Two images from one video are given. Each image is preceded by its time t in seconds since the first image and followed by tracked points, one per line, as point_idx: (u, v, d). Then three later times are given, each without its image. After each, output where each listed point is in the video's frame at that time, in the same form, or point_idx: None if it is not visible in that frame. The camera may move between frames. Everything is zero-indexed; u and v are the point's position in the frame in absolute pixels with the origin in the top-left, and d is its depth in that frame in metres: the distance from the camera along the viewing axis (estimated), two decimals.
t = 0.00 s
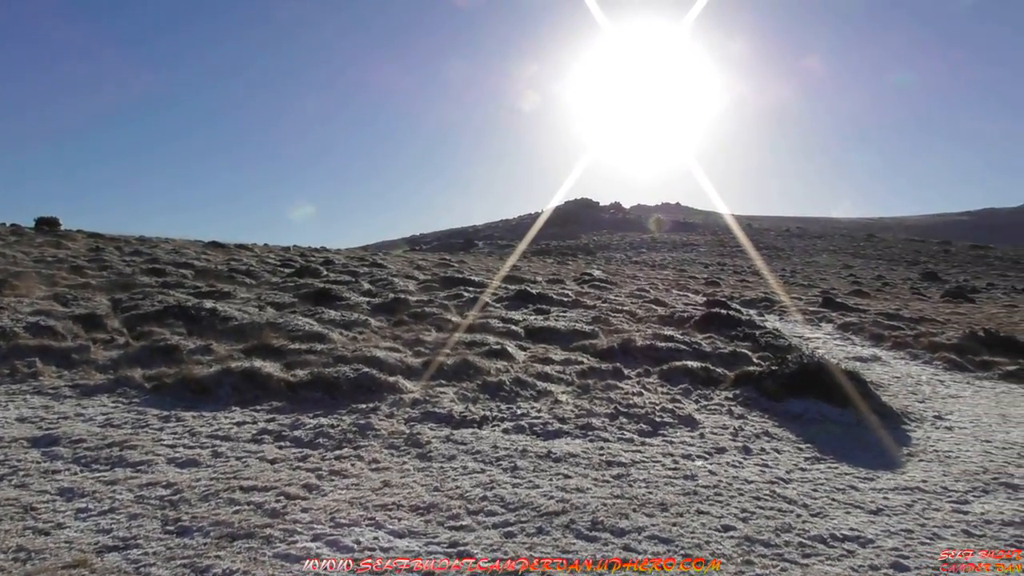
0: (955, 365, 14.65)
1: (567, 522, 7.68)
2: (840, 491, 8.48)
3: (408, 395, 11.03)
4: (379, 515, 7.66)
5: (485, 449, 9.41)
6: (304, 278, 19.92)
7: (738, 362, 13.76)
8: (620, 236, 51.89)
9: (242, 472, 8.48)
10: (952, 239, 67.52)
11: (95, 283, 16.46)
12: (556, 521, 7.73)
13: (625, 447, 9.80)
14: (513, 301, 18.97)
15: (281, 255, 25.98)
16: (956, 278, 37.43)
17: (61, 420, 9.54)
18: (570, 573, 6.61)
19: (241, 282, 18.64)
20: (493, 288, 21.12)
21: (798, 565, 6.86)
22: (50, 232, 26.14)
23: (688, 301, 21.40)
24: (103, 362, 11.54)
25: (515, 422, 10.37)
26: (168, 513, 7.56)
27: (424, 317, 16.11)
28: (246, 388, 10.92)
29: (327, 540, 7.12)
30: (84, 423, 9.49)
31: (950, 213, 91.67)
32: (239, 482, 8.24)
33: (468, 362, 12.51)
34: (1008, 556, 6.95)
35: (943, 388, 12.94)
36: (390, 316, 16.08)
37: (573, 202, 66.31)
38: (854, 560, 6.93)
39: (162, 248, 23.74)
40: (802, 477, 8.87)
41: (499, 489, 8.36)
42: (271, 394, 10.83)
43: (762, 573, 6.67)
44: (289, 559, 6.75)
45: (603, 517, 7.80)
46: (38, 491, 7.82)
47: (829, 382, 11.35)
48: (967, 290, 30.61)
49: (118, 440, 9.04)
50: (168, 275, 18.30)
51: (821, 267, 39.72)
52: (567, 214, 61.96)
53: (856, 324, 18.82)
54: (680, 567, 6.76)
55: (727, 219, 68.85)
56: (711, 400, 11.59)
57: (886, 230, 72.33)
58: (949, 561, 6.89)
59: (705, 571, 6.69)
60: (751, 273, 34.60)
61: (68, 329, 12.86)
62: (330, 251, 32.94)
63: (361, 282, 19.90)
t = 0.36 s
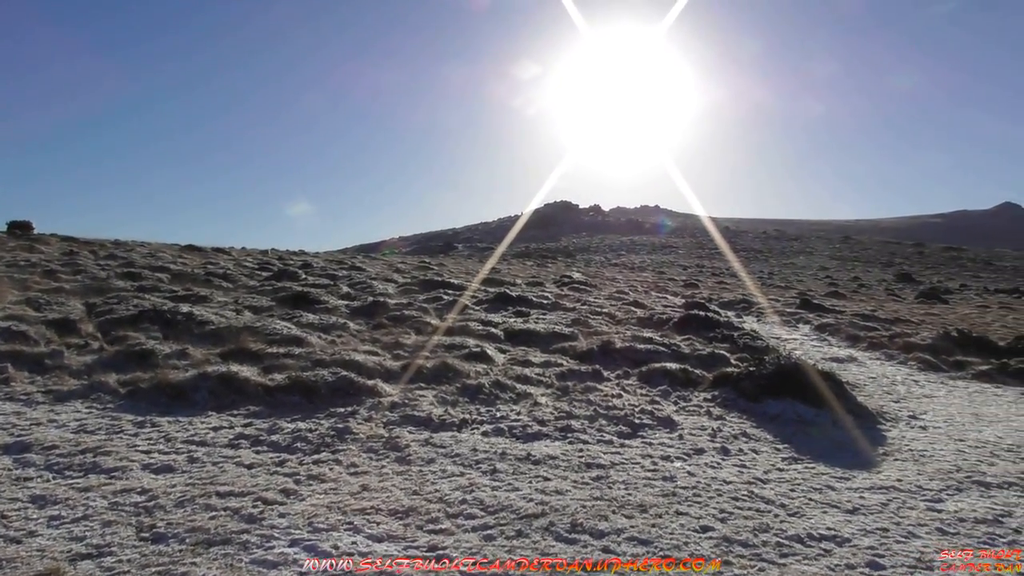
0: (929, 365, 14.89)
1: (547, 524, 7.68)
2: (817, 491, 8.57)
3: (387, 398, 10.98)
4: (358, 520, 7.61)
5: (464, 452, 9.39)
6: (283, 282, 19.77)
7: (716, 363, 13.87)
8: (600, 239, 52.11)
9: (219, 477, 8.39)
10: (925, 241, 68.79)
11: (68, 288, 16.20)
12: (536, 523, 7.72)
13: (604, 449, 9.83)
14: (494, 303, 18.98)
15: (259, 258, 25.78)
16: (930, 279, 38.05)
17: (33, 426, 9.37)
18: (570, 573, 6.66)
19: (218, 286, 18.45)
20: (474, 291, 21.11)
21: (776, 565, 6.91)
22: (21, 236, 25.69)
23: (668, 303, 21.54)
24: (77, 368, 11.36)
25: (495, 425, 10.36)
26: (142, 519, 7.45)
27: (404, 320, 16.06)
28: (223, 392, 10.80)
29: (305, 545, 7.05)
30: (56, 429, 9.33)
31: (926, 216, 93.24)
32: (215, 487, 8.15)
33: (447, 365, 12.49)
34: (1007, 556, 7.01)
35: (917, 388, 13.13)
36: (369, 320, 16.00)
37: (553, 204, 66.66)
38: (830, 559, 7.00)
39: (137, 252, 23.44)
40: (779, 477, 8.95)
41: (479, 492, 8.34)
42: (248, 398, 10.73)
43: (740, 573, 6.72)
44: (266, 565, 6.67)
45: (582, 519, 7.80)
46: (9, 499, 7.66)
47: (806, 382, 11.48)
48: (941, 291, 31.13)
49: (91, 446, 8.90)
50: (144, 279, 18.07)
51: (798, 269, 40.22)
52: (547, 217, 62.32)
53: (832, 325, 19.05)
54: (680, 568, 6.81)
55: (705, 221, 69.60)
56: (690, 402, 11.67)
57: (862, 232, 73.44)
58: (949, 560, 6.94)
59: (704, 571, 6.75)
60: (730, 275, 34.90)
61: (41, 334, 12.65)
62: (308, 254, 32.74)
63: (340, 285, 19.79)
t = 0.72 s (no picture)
0: (912, 364, 15.03)
1: (533, 526, 7.67)
2: (802, 490, 8.62)
3: (373, 401, 10.96)
4: (343, 524, 7.57)
5: (451, 454, 9.38)
6: (268, 285, 19.67)
7: (702, 364, 13.93)
8: (586, 241, 52.26)
9: (203, 482, 8.33)
10: (909, 241, 69.56)
11: (50, 293, 16.03)
12: (522, 525, 7.71)
13: (590, 450, 9.85)
14: (480, 305, 18.98)
15: (243, 262, 25.65)
16: (913, 279, 38.44)
17: (14, 433, 9.25)
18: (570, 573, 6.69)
19: (203, 290, 18.33)
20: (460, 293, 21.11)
21: (761, 564, 6.94)
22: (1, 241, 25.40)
23: (653, 304, 21.63)
24: (58, 373, 11.23)
25: (481, 427, 10.35)
26: (125, 526, 7.37)
27: (390, 323, 16.03)
28: (207, 397, 10.73)
29: (290, 550, 7.01)
30: (38, 435, 9.23)
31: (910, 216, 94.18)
32: (199, 493, 8.09)
33: (434, 367, 12.47)
34: (1010, 555, 7.00)
35: (900, 387, 13.25)
36: (355, 323, 15.96)
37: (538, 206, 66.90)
38: (815, 558, 7.04)
39: (120, 256, 23.23)
40: (765, 477, 9.00)
41: (465, 495, 8.33)
42: (233, 402, 10.66)
43: (726, 572, 6.74)
44: (250, 570, 6.62)
45: (568, 520, 7.81)
46: None
47: (791, 382, 11.56)
48: (923, 290, 31.45)
49: (73, 453, 8.81)
50: (127, 284, 17.92)
51: (784, 269, 40.51)
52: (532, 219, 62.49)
53: (816, 325, 19.19)
54: (681, 567, 6.84)
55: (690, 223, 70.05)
56: (676, 402, 11.72)
57: (846, 233, 74.03)
58: (951, 560, 6.92)
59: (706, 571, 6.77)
60: (715, 276, 35.05)
61: (22, 340, 12.50)
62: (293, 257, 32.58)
63: (326, 289, 19.72)
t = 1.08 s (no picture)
0: (895, 365, 15.14)
1: (519, 529, 7.65)
2: (787, 491, 8.65)
3: (358, 405, 10.91)
4: (327, 529, 7.52)
5: (436, 458, 9.35)
6: (252, 289, 19.56)
7: (687, 366, 13.97)
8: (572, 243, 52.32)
9: (186, 488, 8.26)
10: (892, 242, 70.22)
11: (31, 297, 15.85)
12: (507, 529, 7.68)
13: (576, 453, 9.85)
14: (467, 308, 18.96)
15: (227, 265, 25.48)
16: (896, 280, 38.78)
17: None
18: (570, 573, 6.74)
19: (187, 294, 18.20)
20: (446, 296, 21.08)
21: (746, 565, 6.95)
22: None
23: (639, 306, 21.68)
24: (39, 379, 11.10)
25: (467, 430, 10.33)
26: (106, 533, 7.29)
27: (376, 326, 15.98)
28: (189, 402, 10.64)
29: (273, 556, 6.95)
30: (17, 442, 9.11)
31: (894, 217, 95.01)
32: (182, 499, 8.02)
33: (419, 371, 12.44)
34: (1009, 555, 7.01)
35: (884, 387, 13.34)
36: (340, 326, 15.89)
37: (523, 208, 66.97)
38: (800, 559, 7.06)
39: (102, 260, 23.02)
40: (750, 478, 9.02)
41: (450, 498, 8.30)
42: (216, 407, 10.59)
43: (710, 573, 6.75)
44: None
45: (554, 523, 7.79)
46: None
47: (776, 382, 11.61)
48: (905, 291, 31.71)
49: (54, 459, 8.71)
50: (110, 288, 17.76)
51: (769, 271, 40.75)
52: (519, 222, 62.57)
53: (801, 326, 19.29)
54: (681, 567, 6.88)
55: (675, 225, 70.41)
56: (661, 404, 11.74)
57: (831, 235, 74.59)
58: (951, 561, 6.94)
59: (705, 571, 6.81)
60: (701, 278, 35.18)
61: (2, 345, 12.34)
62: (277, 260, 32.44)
63: (311, 292, 19.64)
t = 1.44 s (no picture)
0: (875, 368, 15.28)
1: (499, 533, 7.62)
2: (767, 494, 8.70)
3: (339, 409, 10.86)
4: (307, 534, 7.46)
5: (417, 462, 9.32)
6: (233, 292, 19.43)
7: (669, 369, 14.04)
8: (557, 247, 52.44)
9: (163, 493, 8.18)
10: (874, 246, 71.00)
11: (7, 300, 15.64)
12: (488, 533, 7.65)
13: (557, 456, 9.86)
14: (450, 312, 18.93)
15: (208, 268, 25.30)
16: (877, 284, 39.21)
17: None
18: (570, 573, 6.81)
19: (167, 297, 18.04)
20: (429, 299, 21.05)
21: (726, 568, 6.96)
22: None
23: (622, 309, 21.76)
24: (14, 383, 10.94)
25: (448, 434, 10.31)
26: (81, 539, 7.20)
27: (358, 330, 15.92)
28: (167, 406, 10.54)
29: (251, 561, 6.88)
30: None
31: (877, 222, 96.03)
32: (159, 504, 7.94)
33: (401, 374, 12.40)
34: (1010, 555, 7.09)
35: (863, 389, 13.47)
36: (321, 330, 15.82)
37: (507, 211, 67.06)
38: (779, 561, 7.08)
39: (81, 263, 22.77)
40: (730, 481, 9.07)
41: (431, 503, 8.27)
42: (195, 412, 10.50)
43: None
44: None
45: (535, 527, 7.78)
46: None
47: (757, 385, 11.68)
48: (885, 295, 32.08)
49: (28, 464, 8.59)
50: (89, 292, 17.57)
51: (752, 274, 41.05)
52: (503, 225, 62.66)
53: (782, 330, 19.43)
54: (681, 567, 6.96)
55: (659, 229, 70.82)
56: (643, 407, 11.78)
57: (815, 239, 75.29)
58: (951, 561, 7.01)
59: (705, 571, 6.88)
60: (684, 282, 35.36)
61: None
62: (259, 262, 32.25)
63: (293, 296, 19.53)
